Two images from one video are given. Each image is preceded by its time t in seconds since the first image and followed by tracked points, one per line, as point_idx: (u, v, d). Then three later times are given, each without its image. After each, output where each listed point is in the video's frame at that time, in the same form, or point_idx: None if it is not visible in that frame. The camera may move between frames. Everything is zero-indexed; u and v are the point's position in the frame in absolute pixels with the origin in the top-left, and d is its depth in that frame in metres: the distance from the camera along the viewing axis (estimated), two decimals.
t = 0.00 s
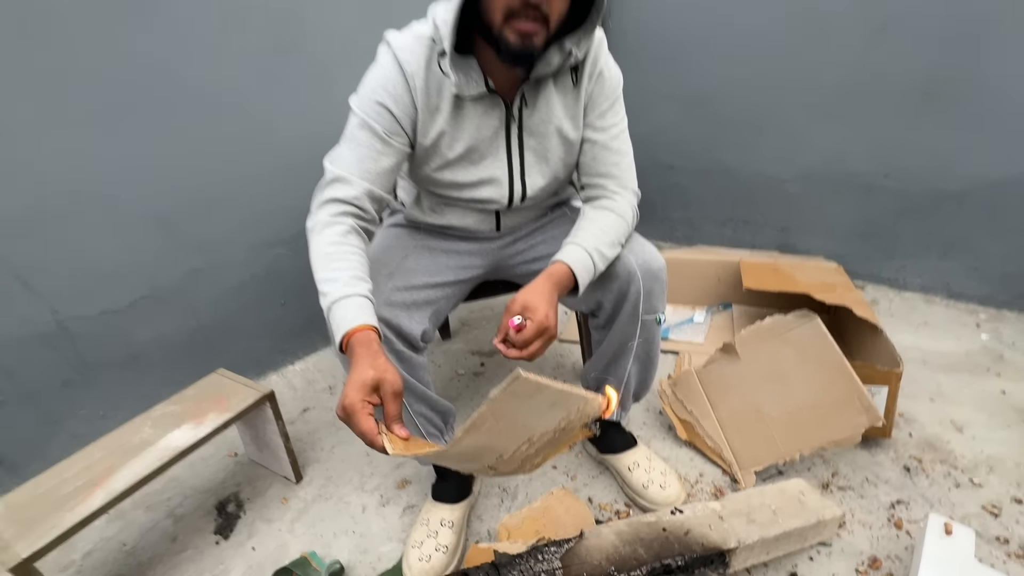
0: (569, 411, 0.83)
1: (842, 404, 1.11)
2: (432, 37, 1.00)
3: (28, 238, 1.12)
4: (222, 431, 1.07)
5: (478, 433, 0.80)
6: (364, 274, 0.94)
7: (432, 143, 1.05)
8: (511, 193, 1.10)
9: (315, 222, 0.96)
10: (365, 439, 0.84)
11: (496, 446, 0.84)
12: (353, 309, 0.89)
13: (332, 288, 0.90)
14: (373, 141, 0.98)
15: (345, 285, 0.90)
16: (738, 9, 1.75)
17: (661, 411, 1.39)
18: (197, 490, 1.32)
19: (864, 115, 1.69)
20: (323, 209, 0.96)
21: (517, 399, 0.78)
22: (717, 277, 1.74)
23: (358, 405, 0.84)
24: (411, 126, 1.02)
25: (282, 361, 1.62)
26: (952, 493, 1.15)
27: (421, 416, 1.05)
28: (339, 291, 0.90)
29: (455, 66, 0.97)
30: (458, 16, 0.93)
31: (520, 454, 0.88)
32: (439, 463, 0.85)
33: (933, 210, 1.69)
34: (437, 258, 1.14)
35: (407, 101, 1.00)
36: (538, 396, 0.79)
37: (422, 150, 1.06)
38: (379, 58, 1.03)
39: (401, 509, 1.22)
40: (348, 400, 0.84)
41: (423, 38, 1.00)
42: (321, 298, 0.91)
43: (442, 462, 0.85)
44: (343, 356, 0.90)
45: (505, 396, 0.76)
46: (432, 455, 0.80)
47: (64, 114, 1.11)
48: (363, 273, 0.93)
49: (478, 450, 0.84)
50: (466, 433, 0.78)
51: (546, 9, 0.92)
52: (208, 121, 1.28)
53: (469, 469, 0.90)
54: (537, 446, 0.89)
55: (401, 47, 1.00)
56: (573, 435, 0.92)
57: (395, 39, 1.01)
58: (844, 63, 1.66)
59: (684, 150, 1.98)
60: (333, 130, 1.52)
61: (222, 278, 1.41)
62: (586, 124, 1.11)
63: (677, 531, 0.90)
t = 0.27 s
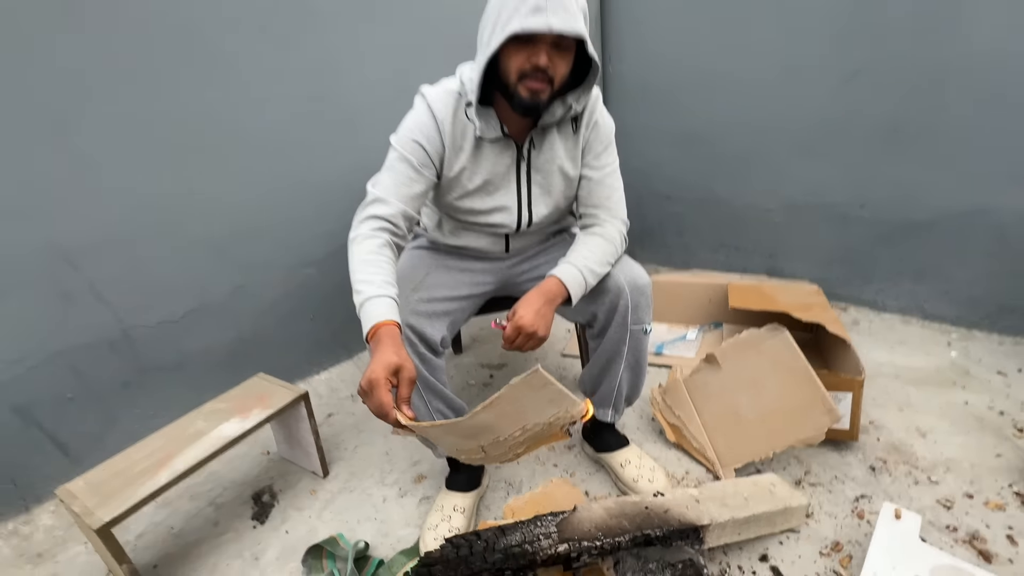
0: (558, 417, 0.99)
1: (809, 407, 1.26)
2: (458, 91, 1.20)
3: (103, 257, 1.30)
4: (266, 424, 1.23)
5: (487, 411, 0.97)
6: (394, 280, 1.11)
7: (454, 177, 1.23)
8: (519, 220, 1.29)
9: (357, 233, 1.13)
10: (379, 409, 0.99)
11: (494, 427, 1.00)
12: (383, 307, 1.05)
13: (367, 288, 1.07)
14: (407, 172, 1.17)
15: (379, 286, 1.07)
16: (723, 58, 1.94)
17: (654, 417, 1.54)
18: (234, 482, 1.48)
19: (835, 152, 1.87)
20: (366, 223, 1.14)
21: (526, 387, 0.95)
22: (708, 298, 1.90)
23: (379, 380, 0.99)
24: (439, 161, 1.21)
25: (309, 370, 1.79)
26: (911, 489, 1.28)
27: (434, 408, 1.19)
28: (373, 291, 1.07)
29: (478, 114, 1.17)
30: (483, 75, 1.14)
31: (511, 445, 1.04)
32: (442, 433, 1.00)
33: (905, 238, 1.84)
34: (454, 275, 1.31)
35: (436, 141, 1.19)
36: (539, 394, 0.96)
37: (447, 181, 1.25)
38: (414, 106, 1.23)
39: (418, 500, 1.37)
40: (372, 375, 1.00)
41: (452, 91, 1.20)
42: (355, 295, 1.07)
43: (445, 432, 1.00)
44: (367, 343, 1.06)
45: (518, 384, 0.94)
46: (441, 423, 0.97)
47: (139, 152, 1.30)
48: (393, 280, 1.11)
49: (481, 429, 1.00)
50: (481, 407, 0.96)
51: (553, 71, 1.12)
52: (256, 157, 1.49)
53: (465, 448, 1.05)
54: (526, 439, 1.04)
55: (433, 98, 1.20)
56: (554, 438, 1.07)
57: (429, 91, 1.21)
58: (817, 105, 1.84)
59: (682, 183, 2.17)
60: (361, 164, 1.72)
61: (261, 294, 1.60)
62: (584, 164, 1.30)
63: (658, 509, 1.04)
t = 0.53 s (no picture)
0: (554, 427, 1.09)
1: (789, 417, 1.38)
2: (480, 133, 1.39)
3: (159, 275, 1.48)
4: (298, 426, 1.37)
5: (495, 410, 1.08)
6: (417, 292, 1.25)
7: (473, 206, 1.41)
8: (528, 245, 1.45)
9: (389, 248, 1.28)
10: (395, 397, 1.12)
11: (496, 426, 1.10)
12: (407, 311, 1.19)
13: (394, 294, 1.21)
14: (435, 199, 1.34)
15: (405, 294, 1.22)
16: (716, 100, 2.21)
17: (650, 430, 1.67)
18: (264, 484, 1.61)
19: (816, 186, 2.06)
20: (398, 239, 1.29)
21: (529, 393, 1.06)
22: (703, 321, 2.03)
23: (398, 371, 1.12)
24: (462, 192, 1.38)
25: (332, 384, 1.95)
26: (886, 495, 1.39)
27: (445, 411, 1.31)
28: (401, 297, 1.21)
29: (498, 153, 1.34)
30: (502, 120, 1.32)
31: (508, 445, 1.14)
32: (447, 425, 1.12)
33: (884, 265, 1.98)
34: (469, 294, 1.46)
35: (460, 174, 1.36)
36: (542, 403, 1.06)
37: (467, 209, 1.42)
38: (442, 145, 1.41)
39: (432, 502, 1.49)
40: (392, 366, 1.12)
41: (474, 133, 1.39)
42: (383, 300, 1.21)
43: (450, 424, 1.11)
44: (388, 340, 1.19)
45: (527, 391, 1.05)
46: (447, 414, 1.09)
47: (196, 184, 1.51)
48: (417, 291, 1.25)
49: (485, 426, 1.11)
50: (492, 406, 1.07)
51: (561, 119, 1.30)
52: (293, 189, 1.71)
53: (466, 442, 1.15)
54: (523, 442, 1.14)
55: (459, 138, 1.39)
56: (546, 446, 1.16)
57: (456, 133, 1.40)
58: (798, 144, 2.06)
59: (682, 215, 2.45)
60: (384, 195, 1.95)
61: (292, 311, 1.77)
62: (586, 198, 1.47)
63: (648, 503, 1.17)
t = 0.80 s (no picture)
0: (555, 448, 1.12)
1: (788, 431, 1.41)
2: (492, 156, 1.46)
3: (180, 289, 1.55)
4: (309, 435, 1.42)
5: (506, 425, 1.08)
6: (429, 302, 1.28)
7: (484, 224, 1.46)
8: (535, 262, 1.50)
9: (405, 258, 1.32)
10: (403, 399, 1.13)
11: (500, 441, 1.10)
12: (417, 319, 1.22)
13: (407, 301, 1.24)
14: (450, 214, 1.39)
15: (417, 302, 1.25)
16: (714, 125, 2.29)
17: (652, 445, 1.70)
18: (273, 494, 1.65)
19: (814, 207, 2.11)
20: (414, 250, 1.33)
21: (543, 414, 1.08)
22: (705, 338, 2.07)
23: (409, 375, 1.13)
24: (474, 210, 1.44)
25: (341, 397, 1.99)
26: (886, 510, 1.40)
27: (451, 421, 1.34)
28: (414, 304, 1.24)
29: (509, 174, 1.41)
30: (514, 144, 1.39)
31: (506, 461, 1.14)
32: (452, 433, 1.11)
33: (883, 284, 2.02)
34: (476, 308, 1.51)
35: (473, 193, 1.42)
36: (551, 424, 1.09)
37: (478, 226, 1.47)
38: (456, 166, 1.48)
39: (437, 512, 1.53)
40: (403, 369, 1.14)
41: (487, 156, 1.46)
42: (396, 306, 1.24)
43: (454, 432, 1.10)
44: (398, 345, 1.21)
45: (541, 410, 1.07)
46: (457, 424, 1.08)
47: (217, 203, 1.58)
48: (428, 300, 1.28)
49: (490, 440, 1.10)
50: (504, 420, 1.08)
51: (570, 146, 1.36)
52: (309, 209, 1.78)
53: (464, 454, 1.13)
54: (519, 460, 1.14)
55: (472, 160, 1.45)
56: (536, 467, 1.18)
57: (470, 155, 1.47)
58: (795, 166, 2.11)
59: (682, 233, 2.51)
60: (396, 215, 2.02)
61: (304, 325, 1.83)
62: (592, 218, 1.54)
63: (649, 514, 1.20)
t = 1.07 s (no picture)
0: (573, 484, 1.07)
1: (800, 453, 1.38)
2: (501, 174, 1.45)
3: (184, 306, 1.54)
4: (310, 455, 1.39)
5: (527, 456, 1.02)
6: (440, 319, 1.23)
7: (493, 242, 1.45)
8: (543, 280, 1.48)
9: (416, 273, 1.28)
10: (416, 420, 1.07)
11: (518, 472, 1.04)
12: (428, 335, 1.17)
13: (418, 316, 1.20)
14: (460, 230, 1.37)
15: (429, 318, 1.20)
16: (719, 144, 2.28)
17: (660, 466, 1.66)
18: (273, 515, 1.61)
19: (820, 226, 2.09)
20: (425, 265, 1.30)
21: (567, 448, 1.03)
22: (713, 357, 2.04)
23: (423, 394, 1.09)
24: (484, 228, 1.42)
25: (343, 415, 1.96)
26: (903, 537, 1.35)
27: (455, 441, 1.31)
28: (424, 319, 1.19)
29: (518, 194, 1.40)
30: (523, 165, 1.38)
31: (518, 494, 1.07)
32: (468, 460, 1.04)
33: (893, 303, 1.99)
34: (482, 326, 1.49)
35: (483, 211, 1.41)
36: (573, 458, 1.05)
37: (487, 244, 1.46)
38: (465, 185, 1.47)
39: (440, 535, 1.49)
40: (418, 388, 1.09)
41: (496, 174, 1.46)
42: (406, 321, 1.19)
43: (471, 458, 1.03)
44: (408, 360, 1.15)
45: (567, 442, 1.02)
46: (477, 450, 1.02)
47: (223, 220, 1.58)
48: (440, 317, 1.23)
49: (507, 470, 1.03)
50: (527, 450, 1.02)
51: (580, 168, 1.36)
52: (313, 226, 1.78)
53: (474, 483, 1.06)
54: (532, 494, 1.08)
55: (481, 179, 1.45)
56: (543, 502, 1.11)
57: (479, 174, 1.46)
58: (801, 185, 2.10)
59: (688, 250, 2.50)
60: (400, 232, 2.01)
61: (307, 342, 1.81)
62: (600, 236, 1.53)
63: (658, 539, 1.17)
